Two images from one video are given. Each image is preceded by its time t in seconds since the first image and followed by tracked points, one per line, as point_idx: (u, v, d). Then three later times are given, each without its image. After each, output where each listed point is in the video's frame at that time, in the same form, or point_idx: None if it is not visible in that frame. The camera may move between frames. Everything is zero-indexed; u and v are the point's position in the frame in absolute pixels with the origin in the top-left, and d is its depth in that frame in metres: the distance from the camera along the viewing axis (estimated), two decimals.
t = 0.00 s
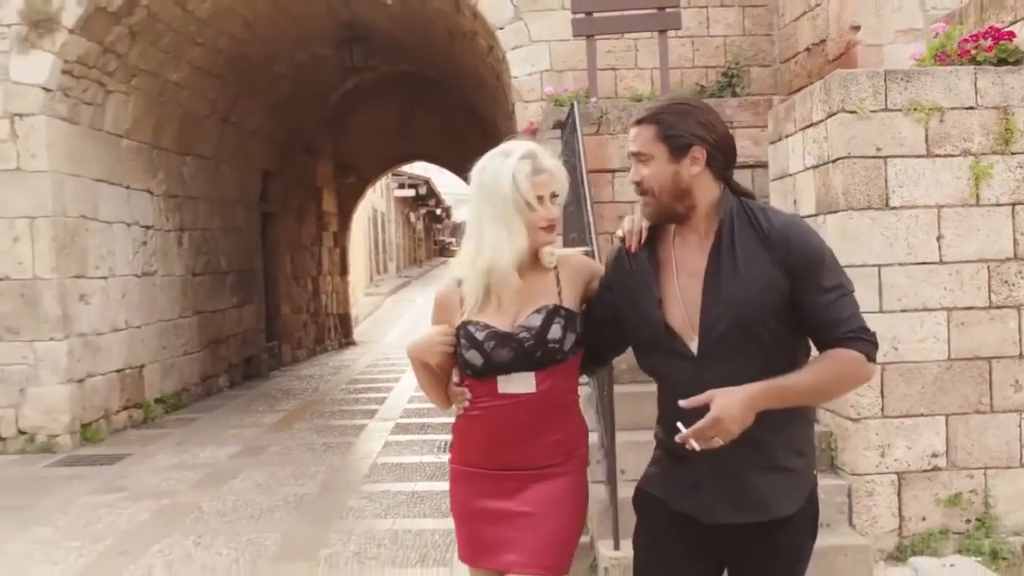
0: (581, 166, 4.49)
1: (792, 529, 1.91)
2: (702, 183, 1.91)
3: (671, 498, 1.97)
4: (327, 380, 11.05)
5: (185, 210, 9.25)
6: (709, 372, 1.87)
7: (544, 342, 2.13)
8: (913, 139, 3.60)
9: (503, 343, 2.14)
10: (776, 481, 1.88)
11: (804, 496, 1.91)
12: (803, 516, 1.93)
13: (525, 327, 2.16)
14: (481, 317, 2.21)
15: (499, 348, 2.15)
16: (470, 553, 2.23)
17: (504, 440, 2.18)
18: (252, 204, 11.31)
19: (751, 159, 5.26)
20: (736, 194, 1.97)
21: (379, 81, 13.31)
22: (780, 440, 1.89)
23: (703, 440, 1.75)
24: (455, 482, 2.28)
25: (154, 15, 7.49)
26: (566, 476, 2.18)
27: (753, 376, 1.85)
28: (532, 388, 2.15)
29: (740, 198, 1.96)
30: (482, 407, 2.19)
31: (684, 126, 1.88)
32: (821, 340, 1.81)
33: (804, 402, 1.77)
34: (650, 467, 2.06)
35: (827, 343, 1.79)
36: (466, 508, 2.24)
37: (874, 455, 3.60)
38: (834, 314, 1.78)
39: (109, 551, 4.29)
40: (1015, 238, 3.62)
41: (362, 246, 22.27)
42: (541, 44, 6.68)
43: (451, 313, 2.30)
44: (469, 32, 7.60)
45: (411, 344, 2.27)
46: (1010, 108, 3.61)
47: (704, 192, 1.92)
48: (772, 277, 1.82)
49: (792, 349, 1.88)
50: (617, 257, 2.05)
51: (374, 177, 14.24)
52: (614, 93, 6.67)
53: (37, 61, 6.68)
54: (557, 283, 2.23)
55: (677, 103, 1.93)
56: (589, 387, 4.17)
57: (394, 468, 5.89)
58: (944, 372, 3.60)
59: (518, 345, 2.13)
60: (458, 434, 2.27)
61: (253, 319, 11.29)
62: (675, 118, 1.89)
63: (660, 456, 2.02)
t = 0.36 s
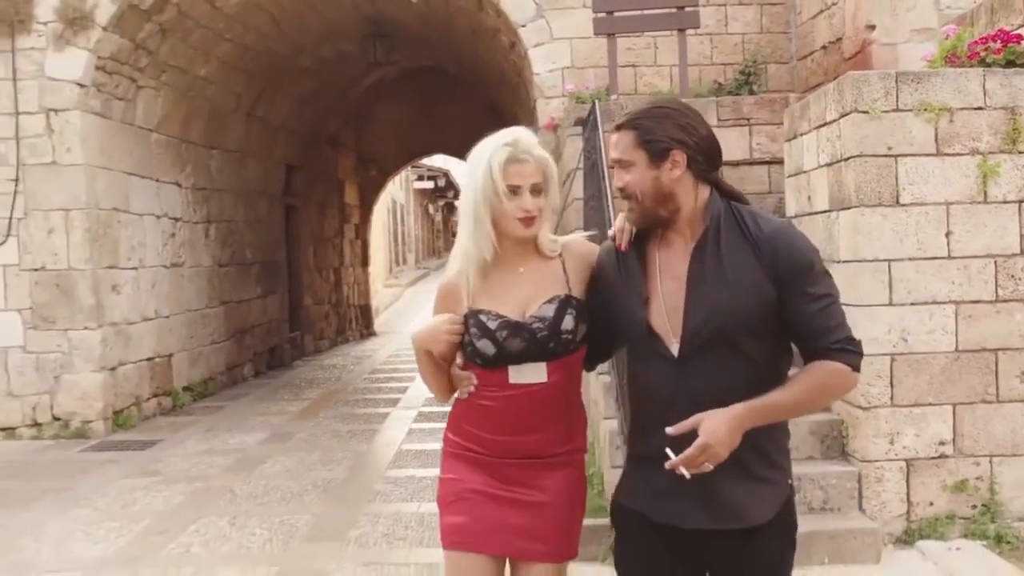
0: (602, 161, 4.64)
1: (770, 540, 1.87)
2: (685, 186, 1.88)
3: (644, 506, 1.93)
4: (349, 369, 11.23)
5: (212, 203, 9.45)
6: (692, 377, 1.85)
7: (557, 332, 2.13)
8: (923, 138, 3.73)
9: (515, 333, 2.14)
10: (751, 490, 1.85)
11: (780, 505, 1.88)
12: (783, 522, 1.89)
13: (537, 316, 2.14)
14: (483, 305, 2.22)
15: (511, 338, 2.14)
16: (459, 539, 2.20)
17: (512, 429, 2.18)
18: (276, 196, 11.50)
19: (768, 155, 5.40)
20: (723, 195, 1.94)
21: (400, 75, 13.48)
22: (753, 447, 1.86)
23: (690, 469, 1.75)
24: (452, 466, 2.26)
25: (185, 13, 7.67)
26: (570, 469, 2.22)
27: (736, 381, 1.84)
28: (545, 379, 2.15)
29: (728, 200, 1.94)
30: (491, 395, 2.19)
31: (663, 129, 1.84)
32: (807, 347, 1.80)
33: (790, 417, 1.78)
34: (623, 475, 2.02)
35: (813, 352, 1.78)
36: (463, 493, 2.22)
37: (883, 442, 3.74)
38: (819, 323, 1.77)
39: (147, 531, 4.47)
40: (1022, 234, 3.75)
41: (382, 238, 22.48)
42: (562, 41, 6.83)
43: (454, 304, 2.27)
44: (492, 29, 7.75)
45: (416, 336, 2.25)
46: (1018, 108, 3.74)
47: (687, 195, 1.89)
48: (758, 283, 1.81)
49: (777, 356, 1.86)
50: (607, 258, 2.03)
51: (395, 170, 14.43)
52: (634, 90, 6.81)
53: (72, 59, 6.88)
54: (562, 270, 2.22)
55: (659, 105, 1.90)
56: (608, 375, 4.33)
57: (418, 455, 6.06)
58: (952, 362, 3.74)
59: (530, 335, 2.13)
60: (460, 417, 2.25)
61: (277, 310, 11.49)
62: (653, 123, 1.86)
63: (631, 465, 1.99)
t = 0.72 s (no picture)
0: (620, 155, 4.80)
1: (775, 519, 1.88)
2: (695, 177, 1.85)
3: (645, 491, 1.95)
4: (368, 359, 11.43)
5: (236, 195, 9.64)
6: (691, 366, 1.86)
7: (580, 328, 2.10)
8: (930, 134, 3.89)
9: (539, 327, 2.10)
10: (749, 481, 1.85)
11: (783, 489, 1.87)
12: (790, 503, 1.89)
13: (559, 312, 2.10)
14: (503, 300, 2.17)
15: (535, 333, 2.10)
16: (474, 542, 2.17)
17: (529, 429, 2.14)
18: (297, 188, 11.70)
19: (781, 150, 5.55)
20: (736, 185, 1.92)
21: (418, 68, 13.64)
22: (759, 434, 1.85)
23: (680, 448, 1.72)
24: (466, 471, 2.21)
25: (212, 9, 7.85)
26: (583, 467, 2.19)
27: (739, 371, 1.83)
28: (565, 376, 2.12)
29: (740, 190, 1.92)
30: (509, 395, 2.14)
31: (672, 118, 1.81)
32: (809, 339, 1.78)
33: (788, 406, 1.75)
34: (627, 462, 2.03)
35: (814, 345, 1.76)
36: (479, 498, 2.17)
37: (890, 426, 3.90)
38: (821, 317, 1.74)
39: (183, 509, 4.66)
40: None
41: (399, 229, 22.70)
42: (580, 38, 6.98)
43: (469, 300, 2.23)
44: (511, 25, 7.91)
45: (433, 330, 2.19)
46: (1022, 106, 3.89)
47: (698, 186, 1.86)
48: (759, 275, 1.79)
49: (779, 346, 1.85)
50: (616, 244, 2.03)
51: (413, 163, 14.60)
52: (651, 85, 6.97)
53: (104, 54, 7.08)
54: (578, 269, 2.18)
55: (669, 90, 1.87)
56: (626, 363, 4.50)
57: (440, 440, 6.25)
58: (958, 350, 3.90)
59: (554, 330, 2.09)
60: (473, 419, 2.20)
61: (298, 300, 11.69)
62: (662, 110, 1.83)
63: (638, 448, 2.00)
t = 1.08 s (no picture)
0: (626, 155, 4.99)
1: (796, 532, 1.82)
2: (735, 180, 1.79)
3: (668, 499, 1.87)
4: (378, 353, 11.64)
5: (249, 192, 9.85)
6: (719, 371, 1.77)
7: (592, 332, 2.05)
8: (923, 136, 4.07)
9: (550, 327, 2.05)
10: (777, 491, 1.79)
11: (806, 501, 1.81)
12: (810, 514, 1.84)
13: (573, 313, 2.06)
14: (520, 292, 2.14)
15: (545, 332, 2.06)
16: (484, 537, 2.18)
17: (529, 425, 2.10)
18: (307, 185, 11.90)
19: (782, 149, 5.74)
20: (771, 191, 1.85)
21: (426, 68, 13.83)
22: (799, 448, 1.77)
23: (720, 478, 1.66)
24: (471, 465, 2.19)
25: (227, 12, 8.06)
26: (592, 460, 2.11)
27: (769, 379, 1.76)
28: (570, 378, 2.07)
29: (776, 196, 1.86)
30: (512, 389, 2.10)
31: (716, 119, 1.75)
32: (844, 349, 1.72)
33: (824, 424, 1.68)
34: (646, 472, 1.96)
35: (850, 355, 1.70)
36: (488, 490, 2.15)
37: (884, 413, 4.10)
38: (858, 328, 1.68)
39: (208, 496, 4.86)
40: (1013, 224, 4.09)
41: (405, 226, 22.95)
42: (587, 40, 7.17)
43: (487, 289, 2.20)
44: (519, 27, 8.11)
45: (448, 319, 2.17)
46: (1010, 109, 4.08)
47: (738, 190, 1.80)
48: (794, 280, 1.73)
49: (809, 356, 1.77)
50: (642, 245, 1.96)
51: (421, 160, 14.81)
52: (655, 86, 7.16)
53: (124, 57, 7.28)
54: (597, 267, 2.13)
55: (707, 93, 1.81)
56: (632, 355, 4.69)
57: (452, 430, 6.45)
58: (949, 341, 4.09)
59: (566, 332, 2.04)
60: (476, 415, 2.18)
61: (309, 296, 11.90)
62: (703, 112, 1.77)
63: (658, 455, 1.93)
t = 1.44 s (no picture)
0: (619, 157, 5.18)
1: (813, 514, 1.84)
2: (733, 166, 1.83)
3: (681, 490, 1.86)
4: (373, 350, 11.81)
5: (248, 191, 10.02)
6: (738, 360, 1.79)
7: (586, 326, 2.05)
8: (903, 140, 4.28)
9: (543, 327, 2.04)
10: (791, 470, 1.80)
11: (819, 483, 1.83)
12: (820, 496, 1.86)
13: (563, 310, 2.05)
14: (507, 300, 2.11)
15: (539, 333, 2.04)
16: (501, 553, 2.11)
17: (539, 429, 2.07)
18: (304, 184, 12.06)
19: (770, 151, 5.93)
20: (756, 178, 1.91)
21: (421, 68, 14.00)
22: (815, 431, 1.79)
23: (769, 452, 1.67)
24: (484, 476, 2.14)
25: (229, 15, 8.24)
26: (607, 459, 2.09)
27: (780, 364, 1.79)
28: (572, 377, 2.05)
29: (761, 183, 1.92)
30: (518, 398, 2.07)
31: (719, 103, 1.79)
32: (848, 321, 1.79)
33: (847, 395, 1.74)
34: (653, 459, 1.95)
35: (856, 326, 1.77)
36: (502, 504, 2.11)
37: (865, 405, 4.29)
38: (866, 301, 1.76)
39: (216, 484, 5.04)
40: (988, 225, 4.29)
41: (398, 224, 23.14)
42: (581, 44, 7.36)
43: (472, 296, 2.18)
44: (514, 31, 8.30)
45: (434, 335, 2.11)
46: (986, 115, 4.28)
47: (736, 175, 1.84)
48: (804, 261, 1.78)
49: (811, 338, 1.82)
50: (630, 240, 1.96)
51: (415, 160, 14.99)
52: (648, 89, 7.35)
53: (128, 58, 7.45)
54: (583, 266, 2.13)
55: (700, 80, 1.85)
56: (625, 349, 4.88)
57: (449, 423, 6.64)
58: (927, 336, 4.29)
59: (559, 330, 2.03)
60: (482, 429, 2.13)
61: (305, 293, 12.07)
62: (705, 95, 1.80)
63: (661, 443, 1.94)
